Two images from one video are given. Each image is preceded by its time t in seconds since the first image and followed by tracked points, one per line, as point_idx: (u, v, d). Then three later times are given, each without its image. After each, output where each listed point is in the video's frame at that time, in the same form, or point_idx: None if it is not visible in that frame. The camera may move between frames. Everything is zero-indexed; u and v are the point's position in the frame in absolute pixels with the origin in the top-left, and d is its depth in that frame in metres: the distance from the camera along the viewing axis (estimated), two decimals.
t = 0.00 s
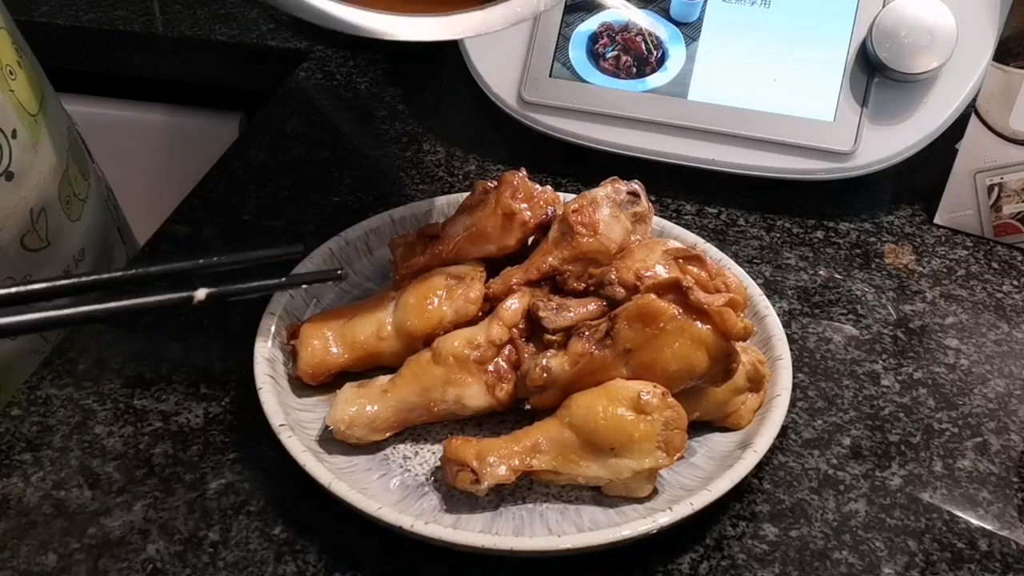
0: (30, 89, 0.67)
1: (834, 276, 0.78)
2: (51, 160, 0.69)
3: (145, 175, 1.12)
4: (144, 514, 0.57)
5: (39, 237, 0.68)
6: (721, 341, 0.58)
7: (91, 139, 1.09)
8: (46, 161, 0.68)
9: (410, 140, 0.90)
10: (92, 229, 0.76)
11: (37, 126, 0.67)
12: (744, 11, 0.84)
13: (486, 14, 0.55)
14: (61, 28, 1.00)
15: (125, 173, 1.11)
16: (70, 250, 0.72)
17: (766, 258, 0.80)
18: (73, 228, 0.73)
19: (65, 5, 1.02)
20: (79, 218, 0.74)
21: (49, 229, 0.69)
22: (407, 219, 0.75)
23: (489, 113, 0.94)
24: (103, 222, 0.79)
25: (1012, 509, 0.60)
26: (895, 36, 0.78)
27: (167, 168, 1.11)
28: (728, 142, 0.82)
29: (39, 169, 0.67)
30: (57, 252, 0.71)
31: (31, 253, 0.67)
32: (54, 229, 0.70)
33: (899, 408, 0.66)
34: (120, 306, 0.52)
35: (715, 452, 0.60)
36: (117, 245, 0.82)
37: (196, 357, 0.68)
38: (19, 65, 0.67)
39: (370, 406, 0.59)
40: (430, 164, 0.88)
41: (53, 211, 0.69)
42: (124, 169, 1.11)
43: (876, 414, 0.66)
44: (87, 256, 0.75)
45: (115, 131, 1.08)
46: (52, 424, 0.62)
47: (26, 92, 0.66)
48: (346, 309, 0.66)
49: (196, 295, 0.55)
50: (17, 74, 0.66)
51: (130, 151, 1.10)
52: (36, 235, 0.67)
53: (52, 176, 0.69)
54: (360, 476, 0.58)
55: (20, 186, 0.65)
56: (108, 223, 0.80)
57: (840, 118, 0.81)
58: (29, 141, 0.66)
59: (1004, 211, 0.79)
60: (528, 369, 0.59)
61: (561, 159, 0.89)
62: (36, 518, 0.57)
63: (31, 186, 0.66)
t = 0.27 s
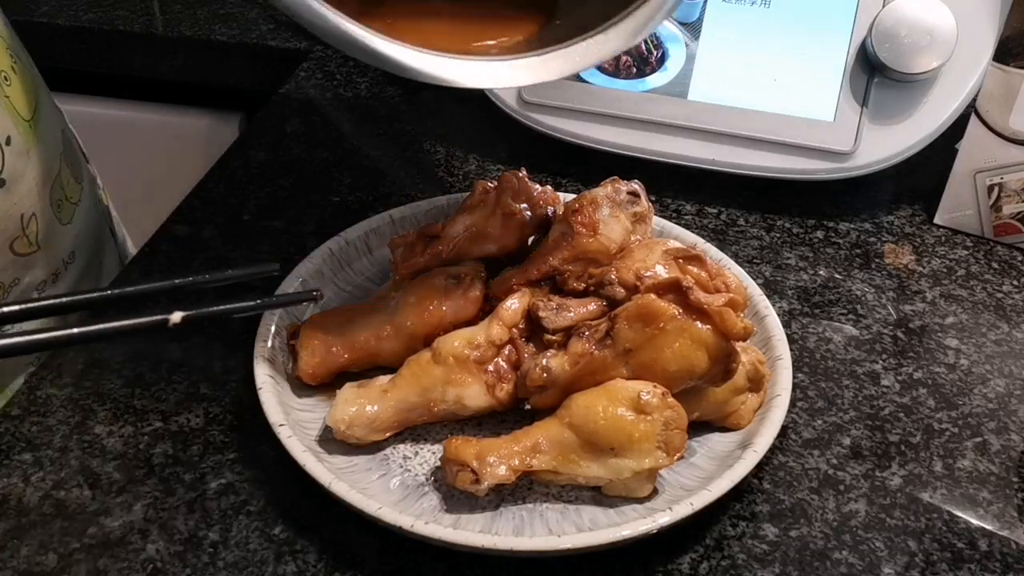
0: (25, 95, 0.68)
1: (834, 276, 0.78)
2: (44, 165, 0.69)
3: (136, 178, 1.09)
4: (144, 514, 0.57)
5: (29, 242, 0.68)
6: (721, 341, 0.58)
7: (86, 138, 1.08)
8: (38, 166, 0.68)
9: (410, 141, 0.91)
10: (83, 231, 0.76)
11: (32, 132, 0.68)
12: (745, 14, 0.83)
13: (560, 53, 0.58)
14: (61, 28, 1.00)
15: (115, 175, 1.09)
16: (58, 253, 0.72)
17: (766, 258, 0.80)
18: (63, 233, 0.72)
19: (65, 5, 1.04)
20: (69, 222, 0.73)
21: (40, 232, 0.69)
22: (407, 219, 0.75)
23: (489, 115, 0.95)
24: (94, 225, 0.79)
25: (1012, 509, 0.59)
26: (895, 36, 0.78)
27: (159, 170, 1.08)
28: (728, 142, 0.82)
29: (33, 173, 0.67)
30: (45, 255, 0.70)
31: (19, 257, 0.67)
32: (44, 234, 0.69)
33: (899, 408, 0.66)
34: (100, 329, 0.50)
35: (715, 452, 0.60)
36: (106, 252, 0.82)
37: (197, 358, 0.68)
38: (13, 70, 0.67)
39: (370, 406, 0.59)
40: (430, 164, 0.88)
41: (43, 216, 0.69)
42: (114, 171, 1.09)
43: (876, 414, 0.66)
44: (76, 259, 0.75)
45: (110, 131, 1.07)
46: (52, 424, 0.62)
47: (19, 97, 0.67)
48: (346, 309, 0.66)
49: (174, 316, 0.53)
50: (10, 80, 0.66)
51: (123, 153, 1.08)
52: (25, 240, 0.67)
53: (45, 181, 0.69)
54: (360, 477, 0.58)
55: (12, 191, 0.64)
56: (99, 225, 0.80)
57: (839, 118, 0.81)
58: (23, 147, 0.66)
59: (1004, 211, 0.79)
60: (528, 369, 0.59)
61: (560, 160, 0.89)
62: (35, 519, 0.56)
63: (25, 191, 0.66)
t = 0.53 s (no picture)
0: (24, 99, 0.67)
1: (834, 276, 0.78)
2: (42, 169, 0.69)
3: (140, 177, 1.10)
4: (144, 514, 0.57)
5: (25, 246, 0.68)
6: (721, 341, 0.58)
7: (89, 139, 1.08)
8: (36, 170, 0.68)
9: (410, 141, 0.91)
10: (82, 234, 0.76)
11: (30, 137, 0.67)
12: (762, 18, 0.82)
13: (607, 92, 0.56)
14: (61, 28, 1.00)
15: (117, 175, 1.09)
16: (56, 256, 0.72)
17: (766, 258, 0.80)
18: (60, 237, 0.72)
19: (65, 6, 1.04)
20: (67, 226, 0.73)
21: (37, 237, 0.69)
22: (407, 219, 0.75)
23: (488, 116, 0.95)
24: (94, 226, 0.79)
25: (1012, 509, 0.59)
26: (895, 36, 0.78)
27: (163, 170, 1.09)
28: (728, 142, 0.82)
29: (29, 178, 0.67)
30: (43, 258, 0.70)
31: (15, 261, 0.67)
32: (41, 238, 0.69)
33: (899, 408, 0.66)
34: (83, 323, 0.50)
35: (715, 452, 0.60)
36: (106, 254, 0.82)
37: (197, 358, 0.68)
38: (14, 73, 0.67)
39: (370, 406, 0.59)
40: (430, 165, 0.88)
41: (40, 221, 0.69)
42: (116, 171, 1.09)
43: (876, 414, 0.66)
44: (74, 262, 0.75)
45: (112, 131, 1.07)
46: (52, 424, 0.62)
47: (19, 100, 0.66)
48: (346, 309, 0.66)
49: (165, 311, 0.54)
50: (11, 83, 0.66)
51: (125, 153, 1.08)
52: (21, 245, 0.67)
53: (42, 186, 0.69)
54: (360, 477, 0.58)
55: (7, 196, 0.64)
56: (99, 226, 0.80)
57: (839, 118, 0.81)
58: (19, 151, 0.66)
59: (1004, 211, 0.79)
60: (528, 369, 0.59)
61: (560, 161, 0.89)
62: (36, 518, 0.56)
63: (21, 196, 0.66)
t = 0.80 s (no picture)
0: (31, 104, 0.67)
1: (834, 276, 0.78)
2: (47, 174, 0.69)
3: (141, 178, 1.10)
4: (144, 514, 0.57)
5: (28, 250, 0.68)
6: (721, 341, 0.58)
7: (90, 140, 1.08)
8: (41, 175, 0.68)
9: (410, 141, 0.92)
10: (87, 237, 0.76)
11: (35, 141, 0.67)
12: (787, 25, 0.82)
13: (653, 119, 0.54)
14: (61, 28, 1.00)
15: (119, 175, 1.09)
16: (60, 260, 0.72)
17: (766, 258, 0.80)
18: (66, 240, 0.73)
19: (65, 6, 1.04)
20: (72, 229, 0.73)
21: (41, 241, 0.69)
22: (407, 219, 0.75)
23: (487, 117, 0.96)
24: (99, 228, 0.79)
25: (1012, 509, 0.59)
26: (895, 36, 0.78)
27: (164, 171, 1.09)
28: (727, 142, 0.82)
29: (33, 182, 0.67)
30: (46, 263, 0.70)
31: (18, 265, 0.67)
32: (45, 241, 0.69)
33: (899, 408, 0.66)
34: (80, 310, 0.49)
35: (715, 452, 0.60)
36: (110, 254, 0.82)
37: (197, 357, 0.68)
38: (21, 75, 0.67)
39: (370, 406, 0.59)
40: (430, 165, 0.89)
41: (45, 225, 0.69)
42: (118, 171, 1.09)
43: (876, 414, 0.66)
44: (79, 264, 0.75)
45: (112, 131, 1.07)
46: (52, 424, 0.62)
47: (24, 103, 0.66)
48: (346, 309, 0.66)
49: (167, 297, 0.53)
50: (17, 86, 0.66)
51: (126, 154, 1.08)
52: (25, 249, 0.67)
53: (46, 189, 0.69)
54: (361, 476, 0.58)
55: (9, 201, 0.64)
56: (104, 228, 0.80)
57: (839, 118, 0.81)
58: (23, 155, 0.66)
59: (1004, 211, 0.80)
60: (528, 369, 0.59)
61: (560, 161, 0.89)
62: (36, 518, 0.56)
63: (23, 200, 0.66)
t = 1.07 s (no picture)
0: (35, 108, 0.67)
1: (834, 276, 0.78)
2: (50, 178, 0.69)
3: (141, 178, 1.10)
4: (144, 514, 0.57)
5: (31, 255, 0.68)
6: (721, 341, 0.58)
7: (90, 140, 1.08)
8: (45, 179, 0.68)
9: (410, 141, 0.92)
10: (91, 240, 0.76)
11: (39, 145, 0.67)
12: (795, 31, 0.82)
13: (664, 147, 0.54)
14: (61, 28, 1.00)
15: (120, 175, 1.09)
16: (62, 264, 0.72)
17: (766, 258, 0.80)
18: (68, 244, 0.72)
19: (65, 6, 1.04)
20: (75, 234, 0.73)
21: (43, 246, 0.69)
22: (407, 219, 0.75)
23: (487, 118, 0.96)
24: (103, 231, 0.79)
25: (1012, 509, 0.59)
26: (895, 36, 0.78)
27: (164, 172, 1.09)
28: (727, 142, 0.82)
29: (37, 187, 0.67)
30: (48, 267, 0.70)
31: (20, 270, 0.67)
32: (47, 246, 0.69)
33: (899, 408, 0.66)
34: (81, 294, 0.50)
35: (715, 452, 0.60)
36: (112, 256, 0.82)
37: (197, 357, 0.68)
38: (25, 80, 0.67)
39: (370, 406, 0.59)
40: (430, 165, 0.89)
41: (48, 230, 0.69)
42: (118, 171, 1.09)
43: (876, 414, 0.66)
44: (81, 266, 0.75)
45: (112, 131, 1.07)
46: (52, 424, 0.62)
47: (28, 108, 0.66)
48: (346, 309, 0.66)
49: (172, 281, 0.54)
50: (21, 90, 0.66)
51: (126, 155, 1.08)
52: (28, 253, 0.67)
53: (50, 194, 0.69)
54: (361, 476, 0.58)
55: (11, 205, 0.64)
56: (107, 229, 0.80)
57: (839, 118, 0.81)
58: (27, 159, 0.66)
59: (1004, 211, 0.80)
60: (528, 369, 0.59)
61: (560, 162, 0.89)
62: (36, 518, 0.56)
63: (26, 204, 0.66)
